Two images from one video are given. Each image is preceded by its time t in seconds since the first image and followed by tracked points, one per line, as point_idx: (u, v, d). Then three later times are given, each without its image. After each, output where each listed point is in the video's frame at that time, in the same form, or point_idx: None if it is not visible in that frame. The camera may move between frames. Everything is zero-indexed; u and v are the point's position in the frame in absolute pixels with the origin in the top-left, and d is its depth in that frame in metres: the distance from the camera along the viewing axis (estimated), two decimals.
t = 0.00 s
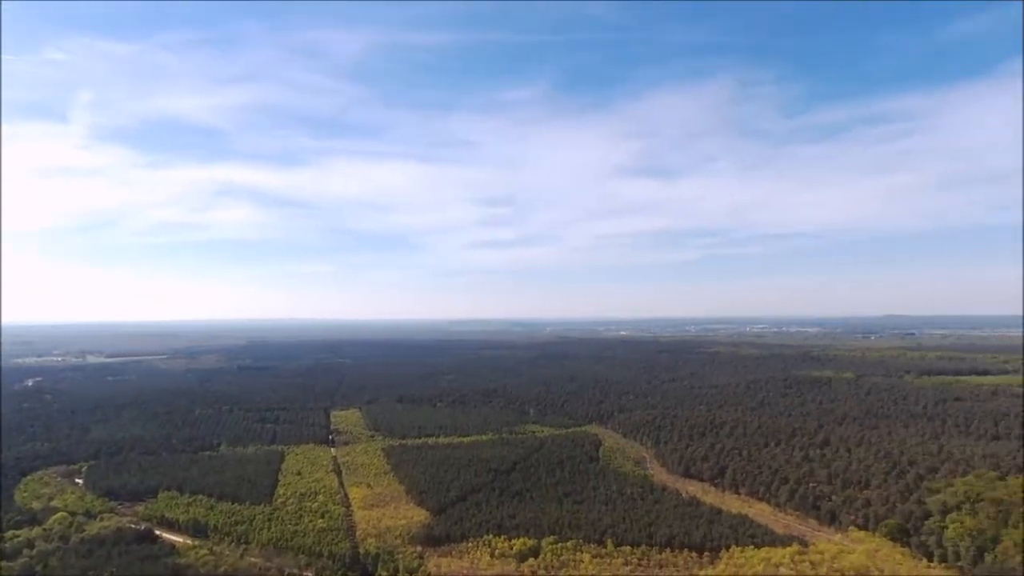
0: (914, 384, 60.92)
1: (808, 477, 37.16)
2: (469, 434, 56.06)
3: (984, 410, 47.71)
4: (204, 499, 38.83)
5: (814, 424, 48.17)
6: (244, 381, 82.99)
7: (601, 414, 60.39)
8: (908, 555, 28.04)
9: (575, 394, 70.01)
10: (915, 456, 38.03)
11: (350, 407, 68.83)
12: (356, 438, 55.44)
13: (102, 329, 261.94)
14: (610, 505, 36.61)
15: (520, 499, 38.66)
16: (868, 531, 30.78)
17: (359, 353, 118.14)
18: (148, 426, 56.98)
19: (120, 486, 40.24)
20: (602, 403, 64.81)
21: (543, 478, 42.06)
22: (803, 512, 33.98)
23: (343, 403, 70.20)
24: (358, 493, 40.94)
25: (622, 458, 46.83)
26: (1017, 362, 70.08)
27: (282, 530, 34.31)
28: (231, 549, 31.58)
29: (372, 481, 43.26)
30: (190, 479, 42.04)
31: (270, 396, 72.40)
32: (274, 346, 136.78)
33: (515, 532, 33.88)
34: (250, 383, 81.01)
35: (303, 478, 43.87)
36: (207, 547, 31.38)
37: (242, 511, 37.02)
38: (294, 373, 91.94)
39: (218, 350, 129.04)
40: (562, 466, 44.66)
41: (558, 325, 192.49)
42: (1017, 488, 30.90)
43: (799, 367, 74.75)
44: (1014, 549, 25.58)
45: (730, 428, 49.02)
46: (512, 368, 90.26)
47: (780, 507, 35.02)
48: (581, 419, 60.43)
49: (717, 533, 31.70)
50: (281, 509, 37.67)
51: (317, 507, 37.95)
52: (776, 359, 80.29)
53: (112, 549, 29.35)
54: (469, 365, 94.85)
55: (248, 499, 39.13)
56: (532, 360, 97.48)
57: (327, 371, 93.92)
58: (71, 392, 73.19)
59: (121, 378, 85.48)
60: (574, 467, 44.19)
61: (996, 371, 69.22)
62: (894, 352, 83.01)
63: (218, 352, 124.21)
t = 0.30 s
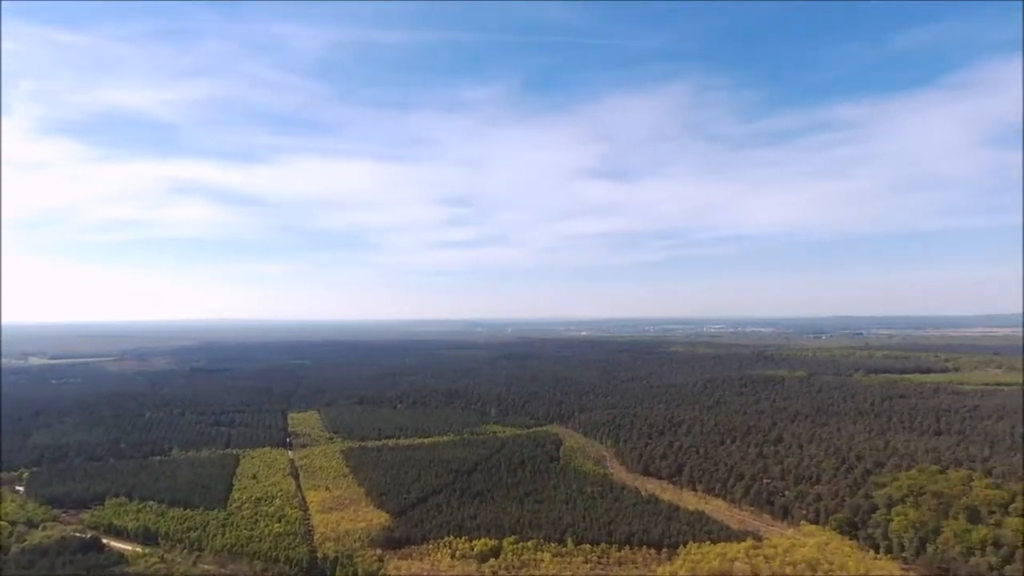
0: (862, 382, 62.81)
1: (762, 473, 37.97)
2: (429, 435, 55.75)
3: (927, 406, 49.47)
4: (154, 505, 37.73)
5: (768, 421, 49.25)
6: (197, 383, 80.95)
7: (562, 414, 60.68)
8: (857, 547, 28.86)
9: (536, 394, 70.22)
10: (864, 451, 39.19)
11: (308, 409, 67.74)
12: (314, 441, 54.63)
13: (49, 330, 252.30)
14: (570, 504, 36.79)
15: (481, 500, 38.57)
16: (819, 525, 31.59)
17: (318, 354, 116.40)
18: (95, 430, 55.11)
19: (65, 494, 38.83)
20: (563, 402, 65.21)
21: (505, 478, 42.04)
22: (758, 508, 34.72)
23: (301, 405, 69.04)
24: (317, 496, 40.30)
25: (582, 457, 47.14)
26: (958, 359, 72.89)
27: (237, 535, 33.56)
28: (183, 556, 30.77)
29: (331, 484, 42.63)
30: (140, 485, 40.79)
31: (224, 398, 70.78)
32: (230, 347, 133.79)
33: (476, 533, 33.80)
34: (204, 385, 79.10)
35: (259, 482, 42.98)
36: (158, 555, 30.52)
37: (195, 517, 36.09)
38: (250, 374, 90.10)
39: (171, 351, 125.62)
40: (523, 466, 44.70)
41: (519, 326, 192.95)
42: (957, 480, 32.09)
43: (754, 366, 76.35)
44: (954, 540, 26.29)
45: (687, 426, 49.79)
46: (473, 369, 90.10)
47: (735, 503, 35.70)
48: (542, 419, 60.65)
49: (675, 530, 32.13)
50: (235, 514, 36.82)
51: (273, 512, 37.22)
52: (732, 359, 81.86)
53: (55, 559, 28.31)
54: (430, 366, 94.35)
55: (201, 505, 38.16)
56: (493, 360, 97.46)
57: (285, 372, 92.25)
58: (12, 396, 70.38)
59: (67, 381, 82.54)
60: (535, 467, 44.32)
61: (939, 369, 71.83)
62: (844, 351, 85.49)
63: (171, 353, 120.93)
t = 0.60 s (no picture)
0: (820, 381, 64.34)
1: (724, 471, 38.56)
2: (394, 436, 55.34)
3: (881, 404, 50.95)
4: (109, 511, 36.66)
5: (729, 420, 50.07)
6: (154, 384, 78.98)
7: (528, 414, 60.78)
8: (814, 541, 29.52)
9: (502, 395, 70.22)
10: (821, 448, 40.14)
11: (269, 411, 66.65)
12: (276, 443, 53.78)
13: None
14: (536, 504, 36.87)
15: (447, 500, 38.42)
16: (778, 520, 32.23)
17: (280, 355, 114.58)
18: (46, 434, 53.30)
19: (13, 501, 37.49)
20: (528, 403, 65.36)
21: (470, 479, 41.92)
22: (719, 504, 35.25)
23: (262, 407, 67.86)
24: (278, 500, 39.64)
25: (548, 457, 47.30)
26: (910, 358, 75.16)
27: (195, 541, 32.84)
28: (138, 564, 30.01)
29: (294, 487, 41.99)
30: (93, 491, 39.59)
31: (182, 400, 69.18)
32: (189, 347, 130.84)
33: (442, 534, 33.66)
34: (162, 387, 77.23)
35: (218, 486, 42.08)
36: (112, 563, 29.71)
37: (150, 523, 35.18)
38: (209, 376, 88.22)
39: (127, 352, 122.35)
40: (488, 466, 44.63)
41: (485, 326, 193.05)
42: (908, 475, 33.12)
43: (715, 366, 77.55)
44: (905, 533, 27.39)
45: (651, 425, 50.33)
46: (438, 370, 89.81)
47: (697, 500, 36.21)
48: (507, 419, 60.71)
49: (639, 527, 32.45)
50: (194, 519, 36.00)
51: (233, 516, 36.49)
52: (695, 358, 83.12)
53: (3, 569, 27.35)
54: (394, 366, 93.71)
55: (157, 510, 37.21)
56: (459, 361, 97.22)
57: (246, 374, 90.60)
58: None
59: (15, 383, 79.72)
60: (501, 467, 44.33)
61: (892, 368, 73.98)
62: (801, 350, 87.49)
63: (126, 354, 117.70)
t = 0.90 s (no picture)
0: (769, 379, 66.20)
1: (677, 468, 39.35)
2: (349, 438, 54.76)
3: (826, 401, 52.76)
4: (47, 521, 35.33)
5: (682, 418, 51.07)
6: (97, 386, 76.26)
7: (485, 415, 60.83)
8: (763, 536, 30.41)
9: (459, 395, 70.09)
10: (770, 445, 41.32)
11: (220, 413, 65.13)
12: (226, 447, 52.61)
13: None
14: (493, 504, 36.99)
15: (403, 503, 38.21)
16: (729, 516, 33.06)
17: (231, 356, 112.01)
18: None
19: None
20: (485, 403, 65.45)
21: (426, 481, 41.76)
22: (672, 501, 35.98)
23: (212, 410, 66.24)
24: (228, 505, 38.82)
25: (505, 457, 47.49)
26: (853, 357, 77.93)
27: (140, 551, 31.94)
28: None
29: (245, 492, 41.17)
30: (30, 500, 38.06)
31: (127, 403, 66.98)
32: (135, 348, 126.79)
33: (398, 536, 33.47)
34: (105, 389, 74.64)
35: (165, 493, 40.96)
36: None
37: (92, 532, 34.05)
38: (156, 378, 85.63)
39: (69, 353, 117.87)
40: (446, 467, 44.56)
41: (442, 326, 192.52)
42: (851, 470, 34.41)
43: (669, 366, 78.97)
44: (849, 525, 28.41)
45: (606, 425, 51.01)
46: (395, 370, 89.16)
47: (651, 498, 36.87)
48: (465, 419, 60.72)
49: (595, 526, 32.86)
50: (139, 527, 34.99)
51: (180, 523, 35.60)
52: (649, 358, 84.53)
53: None
54: (350, 367, 92.65)
55: (100, 519, 36.01)
56: (415, 361, 96.77)
57: (194, 376, 88.29)
58: None
59: None
60: (458, 468, 44.32)
61: (838, 365, 76.63)
62: (751, 349, 89.85)
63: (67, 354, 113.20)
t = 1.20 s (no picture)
0: (726, 378, 67.59)
1: (637, 466, 39.92)
2: (308, 440, 54.04)
3: (781, 399, 54.15)
4: None
5: (642, 417, 51.78)
6: (43, 389, 73.61)
7: (446, 415, 60.67)
8: (720, 531, 31.11)
9: (420, 396, 69.71)
10: (726, 442, 42.26)
11: (174, 416, 63.56)
12: (180, 451, 51.39)
13: None
14: (455, 505, 36.99)
15: (363, 505, 37.92)
16: (687, 512, 33.72)
17: (186, 357, 109.36)
18: None
19: None
20: (447, 403, 65.31)
21: (387, 483, 41.50)
22: (633, 499, 36.49)
23: (165, 413, 64.57)
24: (181, 511, 37.94)
25: (467, 457, 47.48)
26: (807, 356, 80.07)
27: (87, 559, 30.98)
28: None
29: (198, 497, 40.29)
30: None
31: (75, 405, 64.85)
32: (85, 349, 122.83)
33: (358, 539, 33.20)
34: (51, 391, 72.10)
35: (115, 499, 39.80)
36: None
37: (36, 541, 32.88)
38: (107, 380, 83.12)
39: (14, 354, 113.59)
40: (407, 468, 44.37)
41: (404, 326, 191.36)
42: (804, 465, 35.44)
43: (629, 365, 79.90)
44: (802, 519, 29.26)
45: (568, 424, 51.43)
46: (356, 371, 88.29)
47: (612, 496, 37.35)
48: (427, 420, 60.49)
49: (557, 524, 33.14)
50: (86, 534, 33.94)
51: (131, 529, 34.65)
52: (610, 357, 85.48)
53: None
54: (309, 368, 91.39)
55: (44, 527, 34.79)
56: (377, 362, 96.01)
57: (147, 378, 85.96)
58: None
59: None
60: (420, 469, 44.16)
61: (793, 364, 78.64)
62: (709, 349, 91.61)
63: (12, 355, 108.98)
